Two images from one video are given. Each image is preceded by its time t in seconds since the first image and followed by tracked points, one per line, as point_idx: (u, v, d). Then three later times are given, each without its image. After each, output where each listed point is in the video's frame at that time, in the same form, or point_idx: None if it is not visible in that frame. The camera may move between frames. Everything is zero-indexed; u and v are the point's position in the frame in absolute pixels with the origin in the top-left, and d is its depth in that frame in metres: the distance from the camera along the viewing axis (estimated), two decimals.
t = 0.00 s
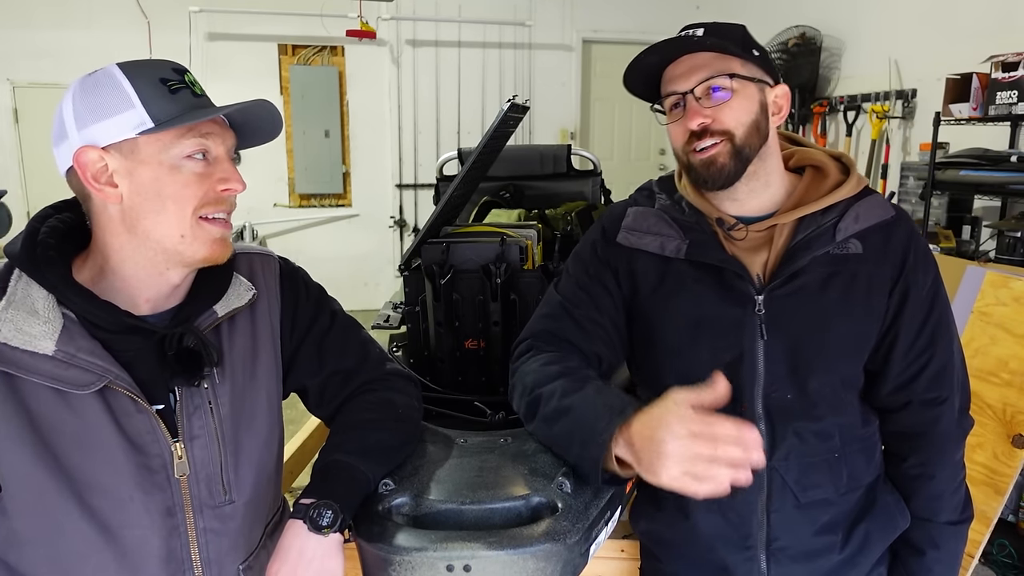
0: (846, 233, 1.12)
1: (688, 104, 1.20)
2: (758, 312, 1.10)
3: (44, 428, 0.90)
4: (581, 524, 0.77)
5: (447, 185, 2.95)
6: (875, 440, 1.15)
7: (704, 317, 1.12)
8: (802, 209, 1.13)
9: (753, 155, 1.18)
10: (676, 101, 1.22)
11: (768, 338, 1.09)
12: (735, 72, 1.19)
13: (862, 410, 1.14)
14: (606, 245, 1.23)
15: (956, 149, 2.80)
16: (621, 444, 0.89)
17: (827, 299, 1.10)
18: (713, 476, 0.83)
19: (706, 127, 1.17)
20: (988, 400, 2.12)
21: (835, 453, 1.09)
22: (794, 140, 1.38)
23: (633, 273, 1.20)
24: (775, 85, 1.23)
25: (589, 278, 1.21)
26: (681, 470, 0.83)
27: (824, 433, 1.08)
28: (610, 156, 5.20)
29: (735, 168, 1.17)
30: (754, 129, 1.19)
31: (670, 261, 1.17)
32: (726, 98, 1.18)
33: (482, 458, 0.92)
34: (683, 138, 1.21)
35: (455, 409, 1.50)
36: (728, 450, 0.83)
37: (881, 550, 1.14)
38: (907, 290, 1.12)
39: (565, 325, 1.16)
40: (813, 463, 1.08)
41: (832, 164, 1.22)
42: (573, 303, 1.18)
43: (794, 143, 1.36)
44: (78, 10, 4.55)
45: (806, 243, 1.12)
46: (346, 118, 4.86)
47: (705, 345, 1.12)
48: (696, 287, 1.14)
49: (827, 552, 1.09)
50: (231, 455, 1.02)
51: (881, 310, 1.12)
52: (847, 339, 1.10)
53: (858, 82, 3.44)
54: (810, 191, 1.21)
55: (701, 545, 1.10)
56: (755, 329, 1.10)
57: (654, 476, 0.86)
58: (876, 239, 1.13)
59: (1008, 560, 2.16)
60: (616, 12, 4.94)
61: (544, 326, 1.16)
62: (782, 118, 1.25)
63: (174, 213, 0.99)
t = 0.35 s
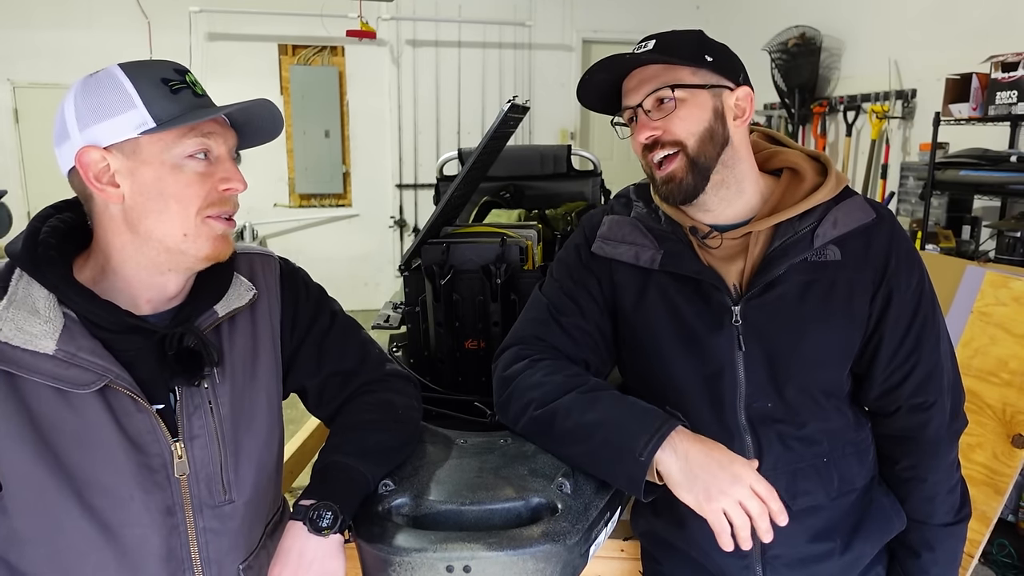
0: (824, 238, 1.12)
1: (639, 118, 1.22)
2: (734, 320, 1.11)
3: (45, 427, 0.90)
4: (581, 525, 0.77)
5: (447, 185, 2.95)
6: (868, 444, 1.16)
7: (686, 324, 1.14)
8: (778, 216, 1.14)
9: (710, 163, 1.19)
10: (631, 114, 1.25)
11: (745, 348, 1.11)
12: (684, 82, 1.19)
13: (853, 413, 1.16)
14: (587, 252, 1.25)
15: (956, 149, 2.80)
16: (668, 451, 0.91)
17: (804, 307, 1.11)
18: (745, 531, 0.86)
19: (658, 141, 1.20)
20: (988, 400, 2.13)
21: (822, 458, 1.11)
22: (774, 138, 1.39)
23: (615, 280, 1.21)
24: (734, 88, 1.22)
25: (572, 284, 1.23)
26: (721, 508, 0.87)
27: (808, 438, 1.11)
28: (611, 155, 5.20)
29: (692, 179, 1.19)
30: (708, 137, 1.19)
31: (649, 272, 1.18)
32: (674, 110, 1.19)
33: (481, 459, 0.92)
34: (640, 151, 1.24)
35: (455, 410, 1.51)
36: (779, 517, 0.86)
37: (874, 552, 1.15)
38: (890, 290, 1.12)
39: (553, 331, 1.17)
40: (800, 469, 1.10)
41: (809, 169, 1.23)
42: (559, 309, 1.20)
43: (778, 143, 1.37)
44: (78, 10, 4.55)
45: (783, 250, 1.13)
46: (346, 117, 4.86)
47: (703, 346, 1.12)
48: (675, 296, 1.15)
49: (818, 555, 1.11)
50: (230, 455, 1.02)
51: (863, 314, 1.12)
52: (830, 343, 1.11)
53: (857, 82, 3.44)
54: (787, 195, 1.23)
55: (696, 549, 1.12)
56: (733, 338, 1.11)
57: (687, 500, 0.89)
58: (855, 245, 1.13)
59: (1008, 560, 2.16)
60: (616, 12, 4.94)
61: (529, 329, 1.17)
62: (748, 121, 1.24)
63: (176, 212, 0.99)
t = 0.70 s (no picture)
0: (834, 249, 1.12)
1: (655, 116, 1.22)
2: (739, 326, 1.10)
3: (46, 426, 0.90)
4: (581, 526, 0.77)
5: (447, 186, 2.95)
6: (870, 456, 1.17)
7: (688, 328, 1.14)
8: (789, 222, 1.14)
9: (720, 169, 1.19)
10: (648, 111, 1.24)
11: (748, 354, 1.10)
12: (704, 83, 1.18)
13: (853, 421, 1.16)
14: (592, 251, 1.25)
15: (956, 149, 2.80)
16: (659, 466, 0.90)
17: (813, 322, 1.11)
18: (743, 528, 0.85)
19: (671, 142, 1.20)
20: (988, 400, 2.12)
21: (822, 468, 1.12)
22: (789, 146, 1.40)
23: (619, 281, 1.21)
24: (754, 94, 1.22)
25: (575, 283, 1.22)
26: (719, 513, 0.85)
27: (805, 446, 1.11)
28: (611, 155, 5.19)
29: (700, 183, 1.19)
30: (722, 143, 1.19)
31: (655, 274, 1.18)
32: (691, 112, 1.18)
33: (482, 460, 0.92)
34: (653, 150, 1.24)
35: (455, 410, 1.51)
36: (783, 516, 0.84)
37: (874, 560, 1.15)
38: (899, 309, 1.11)
39: (554, 331, 1.17)
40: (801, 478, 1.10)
41: (823, 176, 1.23)
42: (561, 308, 1.19)
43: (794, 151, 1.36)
44: (78, 9, 4.55)
45: (792, 257, 1.13)
46: (346, 117, 4.86)
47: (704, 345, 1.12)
48: (679, 298, 1.15)
49: (817, 561, 1.11)
50: (231, 455, 1.02)
51: (870, 329, 1.12)
52: (837, 355, 1.11)
53: (857, 82, 3.44)
54: (800, 203, 1.23)
55: (695, 557, 1.12)
56: (737, 343, 1.10)
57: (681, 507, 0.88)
58: (865, 257, 1.13)
59: (1009, 560, 2.16)
60: (616, 12, 4.94)
61: (531, 329, 1.17)
62: (767, 123, 1.24)
63: (178, 212, 0.99)
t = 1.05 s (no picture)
0: (825, 249, 1.12)
1: (674, 110, 1.21)
2: (732, 327, 1.10)
3: (47, 425, 0.90)
4: (580, 526, 0.77)
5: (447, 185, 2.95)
6: (865, 454, 1.17)
7: (680, 329, 1.14)
8: (780, 223, 1.14)
9: (740, 162, 1.19)
10: (660, 107, 1.22)
11: (741, 356, 1.11)
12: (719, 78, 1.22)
13: (848, 421, 1.16)
14: (584, 253, 1.26)
15: (956, 150, 2.80)
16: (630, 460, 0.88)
17: (806, 320, 1.11)
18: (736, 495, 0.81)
19: (695, 133, 1.19)
20: (988, 400, 2.12)
21: (816, 467, 1.12)
22: (778, 147, 1.40)
23: (610, 283, 1.22)
24: (753, 94, 1.26)
25: (567, 284, 1.23)
26: (701, 489, 0.82)
27: (800, 446, 1.11)
28: (611, 155, 5.19)
29: (724, 175, 1.17)
30: (740, 135, 1.21)
31: (646, 277, 1.18)
32: (711, 105, 1.20)
33: (482, 460, 0.92)
34: (667, 146, 1.21)
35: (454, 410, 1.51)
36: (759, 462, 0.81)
37: (870, 559, 1.15)
38: (891, 307, 1.12)
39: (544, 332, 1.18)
40: (796, 476, 1.10)
41: (814, 177, 1.23)
42: (551, 309, 1.20)
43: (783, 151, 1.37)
44: (78, 9, 4.55)
45: (784, 258, 1.13)
46: (346, 117, 4.86)
47: (698, 342, 1.12)
48: (672, 300, 1.15)
49: (812, 561, 1.11)
50: (231, 454, 1.02)
51: (863, 327, 1.12)
52: (831, 353, 1.11)
53: (857, 82, 3.44)
54: (790, 204, 1.23)
55: (690, 557, 1.12)
56: (728, 344, 1.11)
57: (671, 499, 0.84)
58: (856, 257, 1.13)
59: (1009, 560, 2.16)
60: (616, 12, 4.94)
61: (521, 332, 1.17)
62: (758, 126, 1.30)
63: (177, 217, 0.99)
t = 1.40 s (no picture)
0: (818, 248, 1.12)
1: (665, 117, 1.21)
2: (727, 327, 1.10)
3: (47, 424, 0.90)
4: (580, 527, 0.77)
5: (447, 186, 2.95)
6: (864, 451, 1.17)
7: (677, 330, 1.14)
8: (771, 223, 1.14)
9: (733, 166, 1.20)
10: (651, 116, 1.22)
11: (737, 357, 1.10)
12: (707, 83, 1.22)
13: (846, 419, 1.16)
14: (580, 255, 1.25)
15: (956, 149, 2.80)
16: (658, 463, 0.92)
17: (801, 319, 1.11)
18: (719, 551, 0.88)
19: (688, 139, 1.19)
20: (988, 400, 2.12)
21: (816, 466, 1.12)
22: (769, 147, 1.40)
23: (606, 285, 1.21)
24: (737, 97, 1.27)
25: (564, 286, 1.22)
26: (699, 525, 0.89)
27: (799, 446, 1.11)
28: (611, 156, 5.19)
29: (719, 180, 1.18)
30: (732, 139, 1.22)
31: (641, 279, 1.18)
32: (702, 110, 1.20)
33: (481, 460, 0.92)
34: (660, 155, 1.21)
35: (455, 410, 1.51)
36: (758, 543, 0.88)
37: (872, 559, 1.15)
38: (884, 303, 1.12)
39: (542, 334, 1.17)
40: (796, 476, 1.10)
41: (803, 177, 1.23)
42: (549, 311, 1.19)
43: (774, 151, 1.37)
44: (78, 9, 4.55)
45: (777, 258, 1.13)
46: (346, 118, 4.86)
47: (695, 342, 1.12)
48: (666, 302, 1.15)
49: (813, 560, 1.11)
50: (231, 454, 1.02)
51: (857, 325, 1.13)
52: (826, 351, 1.11)
53: (857, 82, 3.44)
54: (781, 204, 1.23)
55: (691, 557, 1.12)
56: (725, 345, 1.10)
57: (667, 513, 0.91)
58: (849, 254, 1.14)
59: (1009, 560, 2.16)
60: (616, 12, 4.94)
61: (519, 334, 1.17)
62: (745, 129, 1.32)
63: (176, 217, 0.99)
